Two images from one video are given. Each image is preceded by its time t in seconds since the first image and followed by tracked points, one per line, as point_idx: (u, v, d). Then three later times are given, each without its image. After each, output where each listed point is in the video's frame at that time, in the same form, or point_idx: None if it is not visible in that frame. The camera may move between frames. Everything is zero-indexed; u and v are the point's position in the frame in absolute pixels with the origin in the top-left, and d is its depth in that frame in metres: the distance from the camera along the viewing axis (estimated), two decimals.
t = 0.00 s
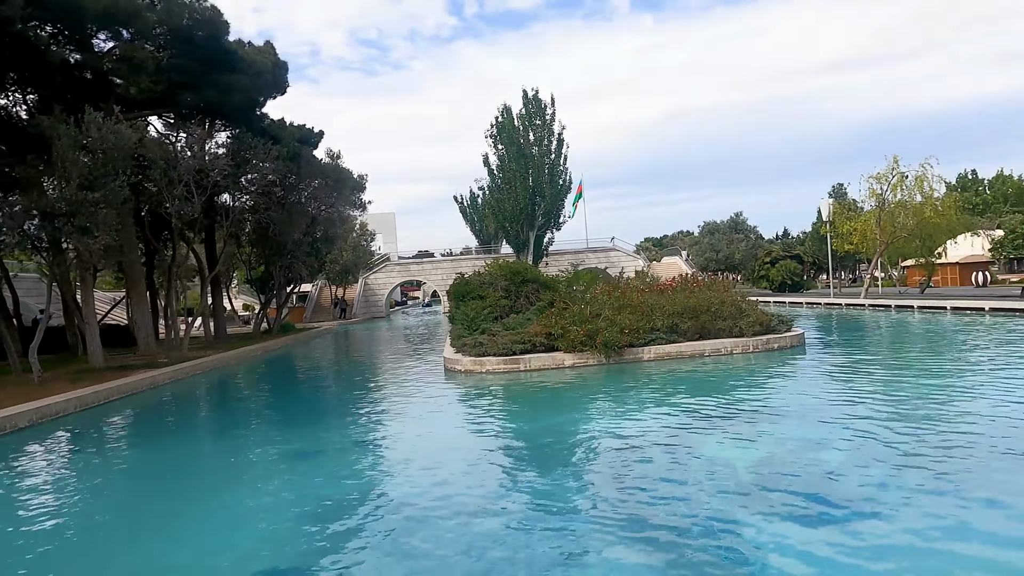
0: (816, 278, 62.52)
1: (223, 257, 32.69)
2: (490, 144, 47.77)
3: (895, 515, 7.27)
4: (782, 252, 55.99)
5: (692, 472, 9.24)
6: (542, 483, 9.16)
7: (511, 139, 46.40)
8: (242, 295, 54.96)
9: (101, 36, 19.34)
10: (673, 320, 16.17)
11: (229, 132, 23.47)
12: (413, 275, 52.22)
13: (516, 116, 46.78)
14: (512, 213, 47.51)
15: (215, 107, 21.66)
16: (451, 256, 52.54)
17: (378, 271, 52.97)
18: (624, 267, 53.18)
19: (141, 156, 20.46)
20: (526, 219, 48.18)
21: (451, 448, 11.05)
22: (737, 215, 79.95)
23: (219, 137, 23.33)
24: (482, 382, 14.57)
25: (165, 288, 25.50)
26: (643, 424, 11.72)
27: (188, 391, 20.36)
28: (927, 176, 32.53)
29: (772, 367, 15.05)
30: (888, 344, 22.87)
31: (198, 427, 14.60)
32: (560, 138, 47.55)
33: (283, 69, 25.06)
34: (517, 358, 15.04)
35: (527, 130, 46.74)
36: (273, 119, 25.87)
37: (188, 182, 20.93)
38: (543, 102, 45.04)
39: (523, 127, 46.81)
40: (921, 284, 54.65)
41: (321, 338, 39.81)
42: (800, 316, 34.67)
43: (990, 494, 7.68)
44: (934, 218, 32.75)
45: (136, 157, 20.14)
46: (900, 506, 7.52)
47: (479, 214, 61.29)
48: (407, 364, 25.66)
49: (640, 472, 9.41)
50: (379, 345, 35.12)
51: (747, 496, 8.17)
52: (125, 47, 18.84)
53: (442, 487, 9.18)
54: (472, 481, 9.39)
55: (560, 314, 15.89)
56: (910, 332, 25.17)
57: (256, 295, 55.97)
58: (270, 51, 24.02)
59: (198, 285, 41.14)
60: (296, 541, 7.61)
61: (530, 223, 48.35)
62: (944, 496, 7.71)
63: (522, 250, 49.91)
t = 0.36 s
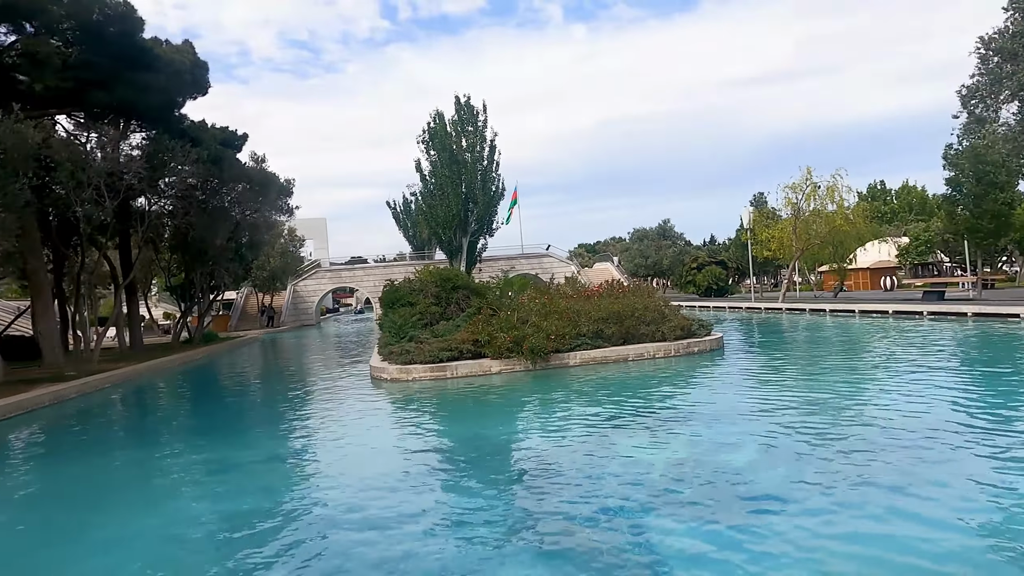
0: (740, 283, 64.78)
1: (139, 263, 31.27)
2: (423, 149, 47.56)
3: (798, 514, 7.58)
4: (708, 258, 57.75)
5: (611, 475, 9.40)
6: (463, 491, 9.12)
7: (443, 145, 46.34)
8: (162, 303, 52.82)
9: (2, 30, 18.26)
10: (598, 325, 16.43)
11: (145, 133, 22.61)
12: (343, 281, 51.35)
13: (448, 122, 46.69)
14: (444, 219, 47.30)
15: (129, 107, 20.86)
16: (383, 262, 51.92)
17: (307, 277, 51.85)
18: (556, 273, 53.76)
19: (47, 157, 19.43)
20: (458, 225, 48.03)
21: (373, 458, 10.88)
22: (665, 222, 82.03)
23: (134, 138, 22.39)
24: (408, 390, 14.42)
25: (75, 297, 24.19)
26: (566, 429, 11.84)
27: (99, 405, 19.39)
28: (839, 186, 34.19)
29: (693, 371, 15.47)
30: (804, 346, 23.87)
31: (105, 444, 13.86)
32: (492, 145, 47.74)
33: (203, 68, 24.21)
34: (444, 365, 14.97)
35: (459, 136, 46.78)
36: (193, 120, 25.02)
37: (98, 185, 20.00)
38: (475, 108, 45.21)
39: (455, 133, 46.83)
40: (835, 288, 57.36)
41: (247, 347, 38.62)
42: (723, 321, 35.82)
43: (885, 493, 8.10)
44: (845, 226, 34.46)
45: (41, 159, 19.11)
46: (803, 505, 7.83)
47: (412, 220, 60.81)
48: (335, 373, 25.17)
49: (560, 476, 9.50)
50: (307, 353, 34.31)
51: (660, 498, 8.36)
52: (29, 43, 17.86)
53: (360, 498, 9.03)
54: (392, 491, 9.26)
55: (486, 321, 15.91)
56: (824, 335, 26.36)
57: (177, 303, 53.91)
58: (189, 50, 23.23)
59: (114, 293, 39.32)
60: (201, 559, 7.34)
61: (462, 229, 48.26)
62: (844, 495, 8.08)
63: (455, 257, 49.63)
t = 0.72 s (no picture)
0: (686, 284, 66.08)
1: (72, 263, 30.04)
2: (371, 149, 47.09)
3: (729, 512, 7.73)
4: (656, 260, 58.68)
5: (547, 475, 9.44)
6: (399, 494, 9.01)
7: (393, 145, 46.00)
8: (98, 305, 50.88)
9: None
10: (541, 326, 16.51)
11: (74, 128, 21.73)
12: (289, 282, 50.39)
13: (396, 122, 46.28)
14: (393, 220, 46.79)
15: (57, 100, 20.05)
16: (330, 263, 51.12)
17: (252, 278, 50.71)
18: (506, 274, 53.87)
19: None
20: (408, 226, 47.50)
21: (309, 462, 10.68)
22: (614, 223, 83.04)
23: (62, 133, 21.49)
24: (347, 393, 14.22)
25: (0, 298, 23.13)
26: (507, 430, 11.83)
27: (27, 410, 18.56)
28: (779, 190, 35.18)
29: (634, 370, 15.68)
30: (744, 346, 24.47)
31: (28, 451, 13.25)
32: (441, 145, 47.61)
33: (139, 62, 23.48)
34: (385, 367, 14.82)
35: (408, 136, 46.49)
36: (126, 115, 24.17)
37: (23, 181, 19.10)
38: (424, 109, 45.04)
39: (404, 133, 46.52)
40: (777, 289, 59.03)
41: (188, 350, 37.51)
42: (669, 321, 36.45)
43: (813, 489, 8.33)
44: (785, 228, 35.47)
45: None
46: (734, 503, 8.00)
47: (360, 220, 60.08)
48: (278, 376, 24.66)
49: (498, 477, 9.49)
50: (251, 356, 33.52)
51: (596, 498, 8.42)
52: None
53: (293, 504, 8.84)
54: (326, 496, 9.10)
55: (429, 322, 15.80)
56: (763, 334, 27.09)
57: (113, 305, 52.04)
58: (120, 42, 22.41)
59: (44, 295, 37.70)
60: (122, 570, 7.06)
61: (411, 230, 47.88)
62: (773, 492, 8.28)
63: (404, 258, 48.97)
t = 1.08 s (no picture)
0: (654, 284, 66.63)
1: (25, 263, 29.13)
2: (337, 148, 46.62)
3: (678, 514, 7.74)
4: (624, 261, 59.05)
5: (501, 479, 9.37)
6: (349, 500, 8.87)
7: (359, 145, 45.58)
8: (55, 307, 49.55)
9: None
10: (501, 327, 16.47)
11: (25, 125, 21.09)
12: (254, 283, 49.64)
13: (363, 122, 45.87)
14: (360, 220, 46.40)
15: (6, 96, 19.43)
16: (296, 264, 50.49)
17: (216, 280, 49.83)
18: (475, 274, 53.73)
19: None
20: (375, 226, 47.14)
21: (260, 468, 10.48)
22: (583, 224, 83.32)
23: (12, 131, 20.84)
24: (303, 397, 14.03)
25: None
26: (464, 432, 11.76)
27: None
28: (742, 191, 35.64)
29: (594, 371, 15.72)
30: (706, 345, 24.72)
31: None
32: (408, 145, 47.29)
33: (93, 59, 22.93)
34: (342, 370, 14.66)
35: (374, 136, 46.10)
36: (80, 112, 23.56)
37: None
38: (391, 108, 44.70)
39: (371, 132, 46.12)
40: (743, 289, 59.82)
41: (149, 353, 36.72)
42: (636, 321, 36.69)
43: (761, 489, 8.39)
44: (748, 229, 35.93)
45: None
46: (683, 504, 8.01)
47: (327, 220, 59.44)
48: (238, 379, 24.25)
49: (451, 482, 9.40)
50: (214, 359, 32.91)
51: (546, 501, 8.36)
52: None
53: (238, 511, 8.64)
54: (274, 503, 8.92)
55: (387, 325, 15.66)
56: (727, 334, 27.39)
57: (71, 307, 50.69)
58: (73, 37, 21.82)
59: None
60: None
61: (378, 231, 47.49)
62: (724, 493, 8.30)
63: (371, 259, 48.59)
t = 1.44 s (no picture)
0: (628, 284, 66.98)
1: None
2: (309, 148, 46.21)
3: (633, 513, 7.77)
4: (598, 261, 59.29)
5: (459, 480, 9.32)
6: (305, 503, 8.75)
7: (331, 144, 45.22)
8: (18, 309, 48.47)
9: None
10: (467, 328, 16.47)
11: None
12: (224, 284, 49.00)
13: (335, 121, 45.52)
14: (332, 220, 46.04)
15: None
16: (267, 265, 49.92)
17: (185, 280, 49.10)
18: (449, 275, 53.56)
19: None
20: (347, 227, 46.81)
21: (217, 471, 10.33)
22: (558, 224, 83.50)
23: None
24: (265, 399, 13.88)
25: None
26: (426, 433, 11.72)
27: None
28: (712, 193, 35.99)
29: (560, 372, 15.75)
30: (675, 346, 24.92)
31: None
32: (381, 145, 47.02)
33: (54, 53, 22.45)
34: (305, 372, 14.54)
35: (347, 135, 45.75)
36: (40, 109, 23.08)
37: None
38: (364, 108, 44.40)
39: (343, 132, 45.76)
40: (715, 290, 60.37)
41: (115, 355, 36.05)
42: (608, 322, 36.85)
43: (715, 486, 8.48)
44: (718, 230, 36.30)
45: None
46: (637, 505, 8.03)
47: (299, 220, 58.87)
48: (204, 382, 23.90)
49: (411, 484, 9.33)
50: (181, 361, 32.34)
51: (504, 503, 8.34)
52: None
53: (191, 515, 8.53)
54: (229, 506, 8.78)
55: (352, 326, 15.55)
56: (697, 334, 27.63)
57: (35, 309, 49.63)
58: (32, 32, 21.36)
59: None
60: None
61: (350, 231, 47.14)
62: (679, 492, 8.34)
63: (344, 259, 48.25)
